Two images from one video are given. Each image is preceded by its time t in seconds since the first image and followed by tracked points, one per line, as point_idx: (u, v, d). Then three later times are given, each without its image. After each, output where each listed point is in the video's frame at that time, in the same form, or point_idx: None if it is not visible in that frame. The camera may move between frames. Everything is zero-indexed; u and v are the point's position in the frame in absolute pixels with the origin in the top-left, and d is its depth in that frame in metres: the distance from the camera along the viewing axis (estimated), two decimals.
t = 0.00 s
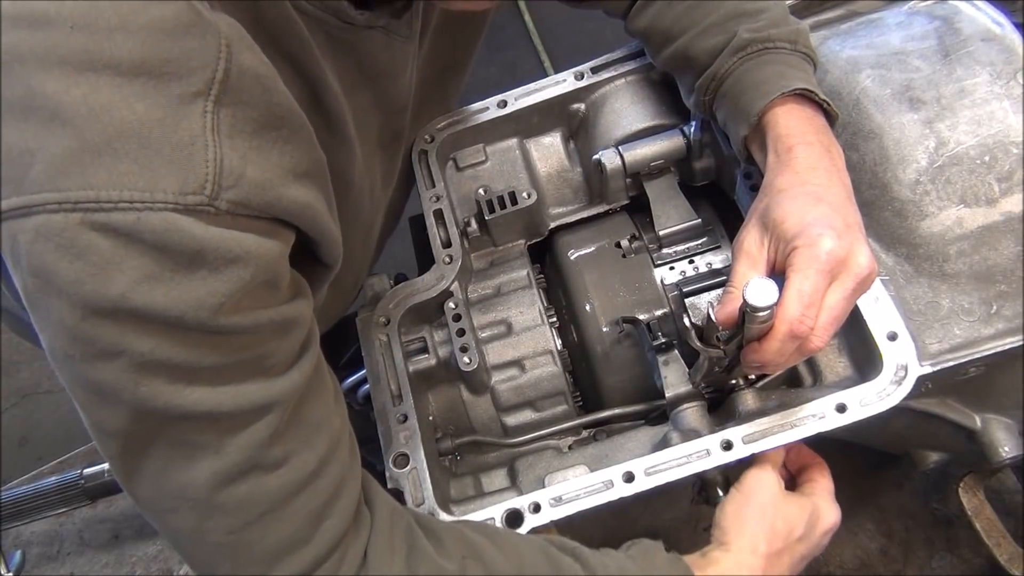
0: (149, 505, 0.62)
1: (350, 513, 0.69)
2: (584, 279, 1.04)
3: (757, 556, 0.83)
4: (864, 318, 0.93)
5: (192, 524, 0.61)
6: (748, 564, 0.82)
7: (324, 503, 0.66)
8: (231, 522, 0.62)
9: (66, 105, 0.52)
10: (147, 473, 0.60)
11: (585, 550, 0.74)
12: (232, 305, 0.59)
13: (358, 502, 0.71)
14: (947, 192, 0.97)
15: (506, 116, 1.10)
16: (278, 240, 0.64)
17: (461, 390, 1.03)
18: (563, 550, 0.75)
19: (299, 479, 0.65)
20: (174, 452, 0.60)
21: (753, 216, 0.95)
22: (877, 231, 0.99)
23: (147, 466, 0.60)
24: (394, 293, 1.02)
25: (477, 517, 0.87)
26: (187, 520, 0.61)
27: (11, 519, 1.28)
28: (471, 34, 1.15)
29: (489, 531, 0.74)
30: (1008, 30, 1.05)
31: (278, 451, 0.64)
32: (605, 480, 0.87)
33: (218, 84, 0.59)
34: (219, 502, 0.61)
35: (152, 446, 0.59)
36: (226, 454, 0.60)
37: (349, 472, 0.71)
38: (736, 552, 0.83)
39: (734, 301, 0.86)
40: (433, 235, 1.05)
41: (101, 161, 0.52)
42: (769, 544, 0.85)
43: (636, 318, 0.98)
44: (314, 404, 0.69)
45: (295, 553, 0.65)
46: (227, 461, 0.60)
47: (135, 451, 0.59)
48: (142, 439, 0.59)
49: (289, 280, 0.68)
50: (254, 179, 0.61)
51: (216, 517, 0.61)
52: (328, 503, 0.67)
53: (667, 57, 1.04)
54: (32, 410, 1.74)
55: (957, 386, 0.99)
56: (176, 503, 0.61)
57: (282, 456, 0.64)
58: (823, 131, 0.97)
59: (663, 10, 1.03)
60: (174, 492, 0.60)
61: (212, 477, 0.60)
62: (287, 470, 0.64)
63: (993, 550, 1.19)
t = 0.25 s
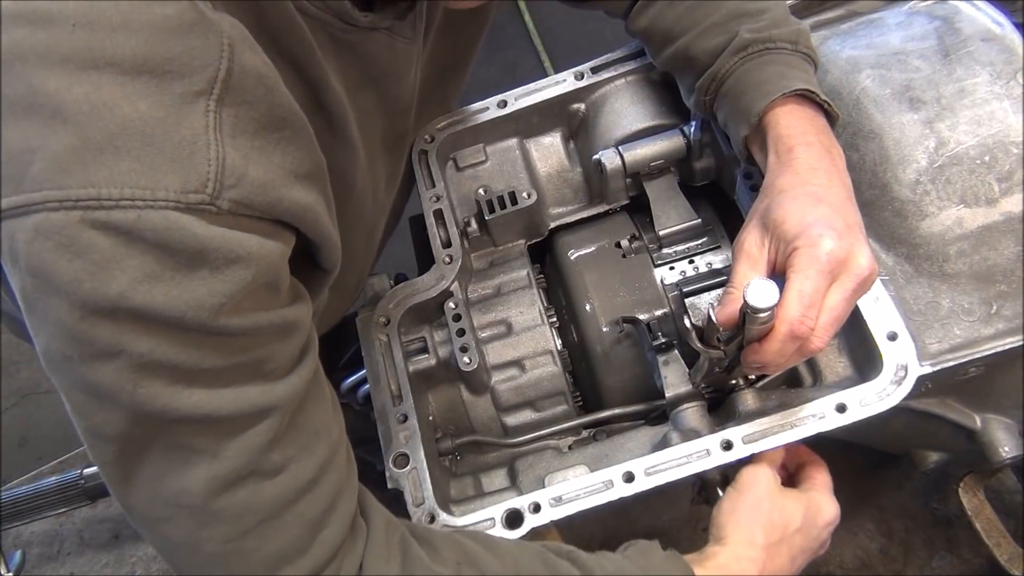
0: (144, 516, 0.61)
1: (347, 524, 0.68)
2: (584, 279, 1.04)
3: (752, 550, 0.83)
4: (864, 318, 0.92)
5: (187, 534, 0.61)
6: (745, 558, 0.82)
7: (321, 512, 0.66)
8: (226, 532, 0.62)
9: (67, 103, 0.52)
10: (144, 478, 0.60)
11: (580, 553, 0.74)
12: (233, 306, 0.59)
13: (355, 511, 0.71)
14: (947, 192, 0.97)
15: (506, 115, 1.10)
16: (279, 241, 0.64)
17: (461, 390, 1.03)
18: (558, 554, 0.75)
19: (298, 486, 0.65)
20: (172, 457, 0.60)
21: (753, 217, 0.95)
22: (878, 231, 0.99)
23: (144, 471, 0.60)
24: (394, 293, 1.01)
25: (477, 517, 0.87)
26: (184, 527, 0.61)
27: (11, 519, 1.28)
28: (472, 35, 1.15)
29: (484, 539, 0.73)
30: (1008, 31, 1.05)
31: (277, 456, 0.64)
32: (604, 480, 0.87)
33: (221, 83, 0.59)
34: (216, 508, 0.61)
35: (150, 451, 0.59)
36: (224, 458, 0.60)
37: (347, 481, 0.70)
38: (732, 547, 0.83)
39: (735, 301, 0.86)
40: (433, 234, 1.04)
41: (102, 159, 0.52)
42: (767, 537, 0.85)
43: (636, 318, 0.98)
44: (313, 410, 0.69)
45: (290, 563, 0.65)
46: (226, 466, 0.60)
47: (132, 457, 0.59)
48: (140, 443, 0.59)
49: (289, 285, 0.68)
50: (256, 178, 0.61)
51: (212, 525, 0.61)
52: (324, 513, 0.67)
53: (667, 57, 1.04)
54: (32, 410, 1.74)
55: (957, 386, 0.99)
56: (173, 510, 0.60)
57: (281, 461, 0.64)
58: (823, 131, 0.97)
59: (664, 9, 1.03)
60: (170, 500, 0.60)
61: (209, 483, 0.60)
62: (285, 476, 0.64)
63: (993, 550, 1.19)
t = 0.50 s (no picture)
0: (154, 520, 0.61)
1: (358, 528, 0.68)
2: (584, 279, 1.04)
3: (761, 548, 0.84)
4: (864, 318, 0.92)
5: (197, 542, 0.61)
6: (753, 556, 0.83)
7: (331, 518, 0.66)
8: (237, 539, 0.61)
9: (76, 106, 0.52)
10: (154, 484, 0.60)
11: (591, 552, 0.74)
12: (243, 308, 0.59)
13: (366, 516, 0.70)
14: (947, 192, 0.97)
15: (507, 116, 1.10)
16: (287, 243, 0.64)
17: (461, 390, 1.03)
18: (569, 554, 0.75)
19: (308, 492, 0.65)
20: (181, 462, 0.60)
21: (753, 216, 0.95)
22: (877, 231, 0.99)
23: (154, 476, 0.60)
24: (394, 293, 1.01)
25: (477, 517, 0.87)
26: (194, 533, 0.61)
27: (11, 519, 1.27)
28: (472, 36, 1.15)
29: (492, 540, 0.74)
30: (1008, 31, 1.05)
31: (287, 460, 0.64)
32: (605, 480, 0.87)
33: (228, 86, 0.59)
34: (226, 514, 0.61)
35: (159, 456, 0.59)
36: (233, 463, 0.60)
37: (357, 486, 0.70)
38: (740, 545, 0.83)
39: (734, 301, 0.86)
40: (433, 235, 1.04)
41: (111, 162, 0.52)
42: (774, 534, 0.85)
43: (636, 318, 0.98)
44: (325, 416, 0.69)
45: (302, 569, 0.64)
46: (236, 471, 0.60)
47: (142, 463, 0.59)
48: (150, 448, 0.59)
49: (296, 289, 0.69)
50: (264, 181, 0.61)
51: (221, 532, 0.61)
52: (336, 520, 0.66)
53: (668, 57, 1.04)
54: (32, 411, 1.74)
55: (957, 386, 0.99)
56: (182, 518, 0.60)
57: (292, 467, 0.64)
58: (823, 131, 0.97)
59: (664, 9, 1.03)
60: (179, 507, 0.60)
61: (220, 489, 0.60)
62: (296, 481, 0.64)
63: (993, 550, 1.19)
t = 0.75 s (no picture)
0: (161, 531, 0.61)
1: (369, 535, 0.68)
2: (584, 279, 1.04)
3: (774, 545, 0.84)
4: (864, 319, 0.92)
5: (204, 551, 0.61)
6: (765, 555, 0.83)
7: (339, 525, 0.66)
8: (245, 545, 0.61)
9: (68, 100, 0.52)
10: (156, 491, 0.59)
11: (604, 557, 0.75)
12: (243, 301, 0.58)
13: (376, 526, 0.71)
14: (947, 192, 0.97)
15: (507, 116, 1.10)
16: (287, 240, 0.64)
17: (461, 390, 1.03)
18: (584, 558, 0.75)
19: (313, 494, 0.64)
20: (185, 466, 0.59)
21: (753, 217, 0.95)
22: (877, 231, 0.99)
23: (157, 479, 0.59)
24: (394, 293, 1.01)
25: (477, 518, 0.87)
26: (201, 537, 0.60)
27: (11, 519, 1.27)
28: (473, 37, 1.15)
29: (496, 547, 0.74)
30: (1008, 31, 1.05)
31: (293, 461, 0.63)
32: (604, 480, 0.87)
33: (224, 80, 0.59)
34: (233, 518, 0.60)
35: (162, 458, 0.59)
36: (238, 466, 0.60)
37: (364, 495, 0.70)
38: (751, 544, 0.83)
39: (735, 302, 0.86)
40: (433, 235, 1.04)
41: (105, 156, 0.52)
42: (786, 532, 0.85)
43: (636, 318, 0.98)
44: (327, 419, 0.69)
45: None
46: (241, 472, 0.60)
47: (146, 466, 0.58)
48: (152, 449, 0.58)
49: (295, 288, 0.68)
50: (261, 176, 0.60)
51: (229, 539, 0.61)
52: (342, 526, 0.66)
53: (668, 57, 1.04)
54: (32, 411, 1.74)
55: (957, 386, 0.99)
56: (189, 526, 0.60)
57: (296, 467, 0.64)
58: (824, 131, 0.97)
59: (664, 10, 1.03)
60: (184, 514, 0.59)
61: (225, 491, 0.59)
62: (302, 483, 0.64)
63: (993, 550, 1.19)
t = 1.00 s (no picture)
0: (166, 552, 0.60)
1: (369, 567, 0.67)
2: (584, 279, 1.04)
3: (759, 539, 0.86)
4: (864, 318, 0.92)
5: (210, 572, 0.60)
6: (750, 551, 0.85)
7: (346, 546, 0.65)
8: (252, 566, 0.60)
9: (90, 122, 0.52)
10: (162, 510, 0.58)
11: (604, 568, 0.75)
12: (257, 322, 0.59)
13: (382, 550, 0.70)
14: (947, 192, 0.97)
15: (507, 116, 1.10)
16: (302, 261, 0.64)
17: (461, 390, 1.03)
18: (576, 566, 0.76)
19: (320, 516, 0.64)
20: (194, 484, 0.59)
21: (753, 217, 0.95)
22: (877, 231, 0.99)
23: (164, 498, 0.58)
24: (394, 293, 1.01)
25: (477, 517, 0.87)
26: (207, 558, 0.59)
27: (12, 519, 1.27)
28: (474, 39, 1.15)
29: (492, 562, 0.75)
30: (1008, 31, 1.05)
31: (301, 481, 0.63)
32: (605, 480, 0.87)
33: (242, 102, 0.59)
34: (241, 540, 0.60)
35: (172, 477, 0.58)
36: (247, 484, 0.59)
37: (371, 518, 0.69)
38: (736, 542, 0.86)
39: (734, 302, 0.86)
40: (433, 235, 1.04)
41: (124, 178, 0.52)
42: (769, 531, 0.86)
43: (636, 318, 0.98)
44: (336, 440, 0.69)
45: None
46: (251, 490, 0.59)
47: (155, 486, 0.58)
48: (161, 468, 0.58)
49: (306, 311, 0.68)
50: (277, 199, 0.61)
51: (235, 559, 0.60)
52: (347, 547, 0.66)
53: (668, 57, 1.04)
54: (32, 410, 1.74)
55: (957, 386, 1.00)
56: (195, 547, 0.59)
57: (304, 488, 0.63)
58: (824, 131, 0.97)
59: (664, 10, 1.03)
60: (191, 534, 0.59)
61: (234, 512, 0.59)
62: (310, 503, 0.64)
63: (993, 550, 1.19)
